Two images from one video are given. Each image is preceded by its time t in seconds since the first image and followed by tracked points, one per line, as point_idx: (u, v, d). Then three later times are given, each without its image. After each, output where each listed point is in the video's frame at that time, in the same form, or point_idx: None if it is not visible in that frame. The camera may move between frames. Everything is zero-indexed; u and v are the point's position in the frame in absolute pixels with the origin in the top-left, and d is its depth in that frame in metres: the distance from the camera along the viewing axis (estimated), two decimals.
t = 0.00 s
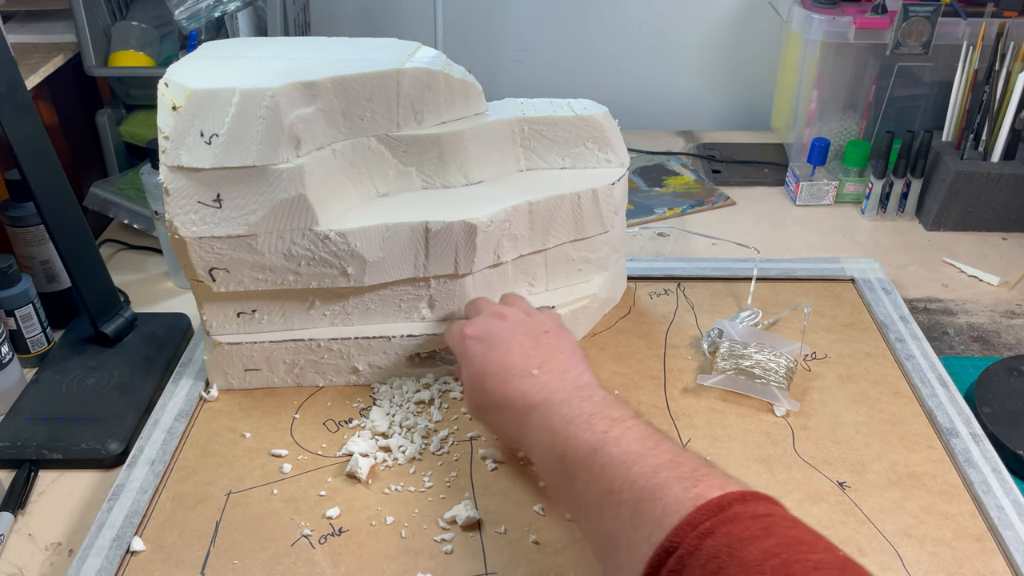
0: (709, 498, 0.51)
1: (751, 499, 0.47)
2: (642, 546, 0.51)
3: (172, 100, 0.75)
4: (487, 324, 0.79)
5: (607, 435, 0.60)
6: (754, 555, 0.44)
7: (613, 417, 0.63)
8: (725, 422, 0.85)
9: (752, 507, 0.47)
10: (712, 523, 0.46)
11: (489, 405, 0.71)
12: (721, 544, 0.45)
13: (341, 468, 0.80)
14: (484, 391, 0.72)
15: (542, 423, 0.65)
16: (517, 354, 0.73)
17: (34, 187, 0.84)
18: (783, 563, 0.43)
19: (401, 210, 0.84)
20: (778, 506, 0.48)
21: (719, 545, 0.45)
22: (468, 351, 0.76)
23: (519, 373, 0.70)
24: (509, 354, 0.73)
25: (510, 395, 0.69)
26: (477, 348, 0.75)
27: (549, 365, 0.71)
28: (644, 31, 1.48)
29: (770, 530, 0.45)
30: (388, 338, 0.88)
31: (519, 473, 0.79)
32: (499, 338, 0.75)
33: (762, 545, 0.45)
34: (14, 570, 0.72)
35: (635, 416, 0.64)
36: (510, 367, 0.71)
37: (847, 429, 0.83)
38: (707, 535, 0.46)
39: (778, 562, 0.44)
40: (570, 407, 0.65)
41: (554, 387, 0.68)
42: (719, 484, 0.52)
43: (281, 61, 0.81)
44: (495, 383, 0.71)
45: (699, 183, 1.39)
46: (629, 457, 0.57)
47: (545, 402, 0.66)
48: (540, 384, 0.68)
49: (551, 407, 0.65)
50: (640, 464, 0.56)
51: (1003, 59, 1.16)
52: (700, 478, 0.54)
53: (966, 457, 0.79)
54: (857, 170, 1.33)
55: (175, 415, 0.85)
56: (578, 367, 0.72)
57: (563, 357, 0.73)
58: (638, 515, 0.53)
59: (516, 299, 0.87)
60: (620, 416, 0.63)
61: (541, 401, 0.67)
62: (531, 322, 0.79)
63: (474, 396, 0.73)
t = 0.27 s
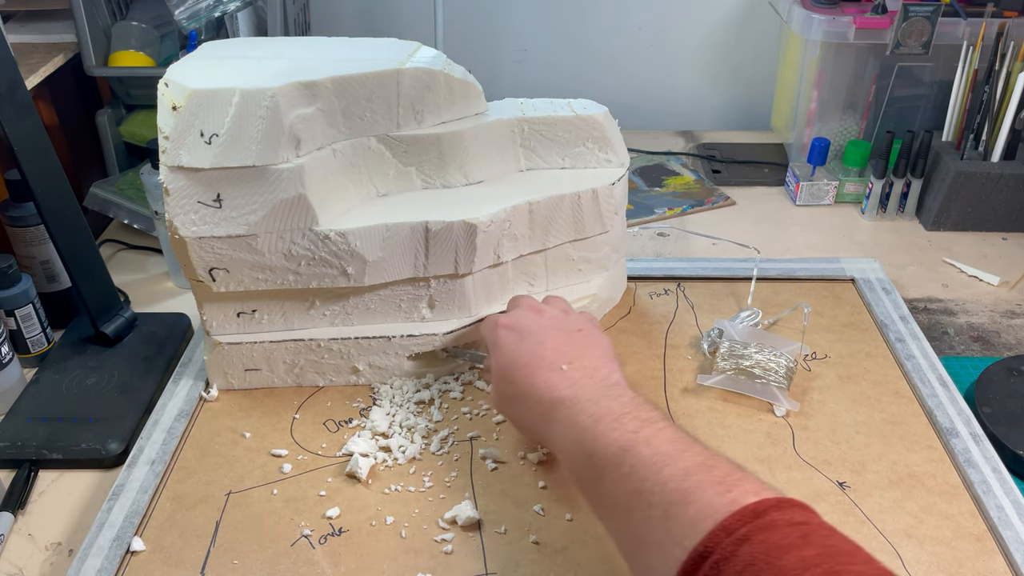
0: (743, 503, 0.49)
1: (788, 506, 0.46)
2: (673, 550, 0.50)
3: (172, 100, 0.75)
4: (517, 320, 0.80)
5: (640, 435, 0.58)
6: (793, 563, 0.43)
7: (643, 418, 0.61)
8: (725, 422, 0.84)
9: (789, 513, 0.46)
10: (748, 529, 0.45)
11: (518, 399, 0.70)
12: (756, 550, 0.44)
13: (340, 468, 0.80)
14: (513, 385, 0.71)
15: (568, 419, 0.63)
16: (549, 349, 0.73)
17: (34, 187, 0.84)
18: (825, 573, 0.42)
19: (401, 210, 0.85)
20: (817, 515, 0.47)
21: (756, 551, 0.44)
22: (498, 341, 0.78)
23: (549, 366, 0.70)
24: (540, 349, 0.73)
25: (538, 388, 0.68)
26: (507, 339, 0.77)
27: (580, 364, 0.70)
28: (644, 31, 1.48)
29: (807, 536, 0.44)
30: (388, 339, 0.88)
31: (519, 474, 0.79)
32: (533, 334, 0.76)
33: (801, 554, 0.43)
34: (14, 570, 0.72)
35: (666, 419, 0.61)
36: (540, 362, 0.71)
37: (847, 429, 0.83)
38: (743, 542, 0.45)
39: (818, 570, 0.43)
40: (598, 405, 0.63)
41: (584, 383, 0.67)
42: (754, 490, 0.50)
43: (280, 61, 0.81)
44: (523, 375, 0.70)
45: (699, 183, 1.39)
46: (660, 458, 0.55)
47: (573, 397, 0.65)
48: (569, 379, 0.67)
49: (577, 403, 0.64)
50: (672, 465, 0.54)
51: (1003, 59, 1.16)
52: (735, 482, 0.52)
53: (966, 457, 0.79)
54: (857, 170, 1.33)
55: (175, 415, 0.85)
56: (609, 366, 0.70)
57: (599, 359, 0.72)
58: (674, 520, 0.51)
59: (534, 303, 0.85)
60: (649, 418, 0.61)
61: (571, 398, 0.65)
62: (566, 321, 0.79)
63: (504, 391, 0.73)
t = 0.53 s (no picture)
0: (691, 520, 0.57)
1: (733, 525, 0.54)
2: (625, 566, 0.57)
3: (172, 100, 0.75)
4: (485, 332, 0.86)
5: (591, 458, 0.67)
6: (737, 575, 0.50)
7: (594, 439, 0.70)
8: (725, 422, 0.84)
9: (734, 531, 0.54)
10: (696, 547, 0.53)
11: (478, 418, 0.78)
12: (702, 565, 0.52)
13: (341, 469, 0.80)
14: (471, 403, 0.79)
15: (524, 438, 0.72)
16: (509, 370, 0.80)
17: (34, 187, 0.84)
18: None
19: (401, 210, 0.85)
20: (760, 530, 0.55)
21: (703, 567, 0.52)
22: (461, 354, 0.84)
23: (508, 387, 0.78)
24: (500, 368, 0.80)
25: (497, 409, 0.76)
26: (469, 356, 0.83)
27: (536, 385, 0.79)
28: (644, 31, 1.48)
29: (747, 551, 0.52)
30: (388, 339, 0.88)
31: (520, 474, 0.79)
32: (495, 349, 0.83)
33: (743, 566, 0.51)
34: (14, 570, 0.72)
35: (616, 440, 0.71)
36: (499, 382, 0.78)
37: (847, 429, 0.83)
38: (690, 559, 0.53)
39: None
40: (552, 427, 0.72)
41: (539, 405, 0.75)
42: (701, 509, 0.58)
43: (280, 61, 0.81)
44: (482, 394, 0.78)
45: (699, 183, 1.39)
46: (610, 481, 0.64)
47: (527, 419, 0.74)
48: (527, 401, 0.76)
49: (531, 424, 0.73)
50: (623, 487, 0.63)
51: (1003, 59, 1.16)
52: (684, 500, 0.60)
53: (966, 457, 0.79)
54: (857, 170, 1.33)
55: (175, 415, 0.85)
56: (568, 389, 0.79)
57: (556, 381, 0.80)
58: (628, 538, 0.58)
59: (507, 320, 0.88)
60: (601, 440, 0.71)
61: (525, 418, 0.74)
62: (532, 338, 0.86)
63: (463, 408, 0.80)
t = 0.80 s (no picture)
0: (698, 515, 0.57)
1: (741, 519, 0.54)
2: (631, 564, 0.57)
3: (172, 100, 0.75)
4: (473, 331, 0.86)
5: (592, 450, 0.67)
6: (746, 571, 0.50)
7: (594, 432, 0.70)
8: (725, 422, 0.85)
9: (743, 525, 0.54)
10: (704, 543, 0.53)
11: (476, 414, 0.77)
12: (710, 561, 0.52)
13: (340, 469, 0.80)
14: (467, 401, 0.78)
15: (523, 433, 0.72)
16: (503, 365, 0.80)
17: (34, 187, 0.84)
18: None
19: (401, 210, 0.85)
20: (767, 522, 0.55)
21: (713, 563, 0.52)
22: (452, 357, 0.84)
23: (503, 382, 0.77)
24: (493, 364, 0.80)
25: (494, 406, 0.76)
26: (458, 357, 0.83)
27: (532, 378, 0.78)
28: (644, 31, 1.48)
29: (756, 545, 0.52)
30: (388, 338, 0.88)
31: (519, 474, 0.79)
32: (486, 346, 0.82)
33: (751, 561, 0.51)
34: (14, 570, 0.72)
35: (617, 431, 0.71)
36: (494, 377, 0.78)
37: (847, 429, 0.83)
38: (699, 555, 0.53)
39: None
40: (552, 421, 0.72)
41: (536, 398, 0.75)
42: (708, 502, 0.58)
43: (280, 61, 0.81)
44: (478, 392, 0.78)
45: (699, 183, 1.39)
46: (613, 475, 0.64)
47: (525, 414, 0.73)
48: (523, 395, 0.76)
49: (530, 420, 0.73)
50: (627, 481, 0.63)
51: (1003, 59, 1.16)
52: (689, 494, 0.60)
53: (966, 457, 0.79)
54: (857, 170, 1.33)
55: (175, 415, 0.85)
56: (563, 376, 0.79)
57: (552, 371, 0.80)
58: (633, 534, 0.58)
59: (490, 316, 0.88)
60: (603, 431, 0.70)
61: (523, 414, 0.74)
62: (520, 331, 0.85)
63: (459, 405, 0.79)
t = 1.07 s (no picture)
0: (676, 519, 0.58)
1: (718, 522, 0.56)
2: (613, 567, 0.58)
3: (172, 100, 0.75)
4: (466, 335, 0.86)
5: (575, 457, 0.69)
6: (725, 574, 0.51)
7: (579, 441, 0.72)
8: (725, 422, 0.85)
9: (720, 528, 0.55)
10: (681, 546, 0.54)
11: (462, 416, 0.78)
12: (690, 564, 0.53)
13: (340, 468, 0.80)
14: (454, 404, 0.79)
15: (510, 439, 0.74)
16: (491, 371, 0.80)
17: (35, 187, 0.84)
18: None
19: (400, 210, 0.85)
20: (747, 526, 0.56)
21: (690, 566, 0.53)
22: (446, 362, 0.83)
23: (491, 387, 0.79)
24: (482, 369, 0.81)
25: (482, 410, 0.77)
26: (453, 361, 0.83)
27: (520, 385, 0.79)
28: (644, 31, 1.48)
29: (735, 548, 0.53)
30: (388, 338, 0.88)
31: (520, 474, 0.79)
32: (477, 350, 0.83)
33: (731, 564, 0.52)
34: (14, 570, 0.72)
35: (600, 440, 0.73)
36: (483, 382, 0.79)
37: (848, 429, 0.83)
38: (676, 558, 0.54)
39: None
40: (537, 427, 0.74)
41: (523, 406, 0.77)
42: (686, 507, 0.59)
43: (281, 61, 0.81)
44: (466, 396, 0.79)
45: (699, 183, 1.39)
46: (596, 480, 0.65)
47: (513, 420, 0.75)
48: (510, 401, 0.77)
49: (517, 426, 0.75)
50: (610, 488, 0.64)
51: (1003, 59, 1.16)
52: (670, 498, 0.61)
53: (966, 457, 0.79)
54: (857, 170, 1.33)
55: (175, 415, 0.85)
56: (550, 385, 0.81)
57: (539, 380, 0.81)
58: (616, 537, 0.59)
59: (482, 317, 0.89)
60: (587, 440, 0.72)
61: (511, 420, 0.75)
62: (507, 336, 0.86)
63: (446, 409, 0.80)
